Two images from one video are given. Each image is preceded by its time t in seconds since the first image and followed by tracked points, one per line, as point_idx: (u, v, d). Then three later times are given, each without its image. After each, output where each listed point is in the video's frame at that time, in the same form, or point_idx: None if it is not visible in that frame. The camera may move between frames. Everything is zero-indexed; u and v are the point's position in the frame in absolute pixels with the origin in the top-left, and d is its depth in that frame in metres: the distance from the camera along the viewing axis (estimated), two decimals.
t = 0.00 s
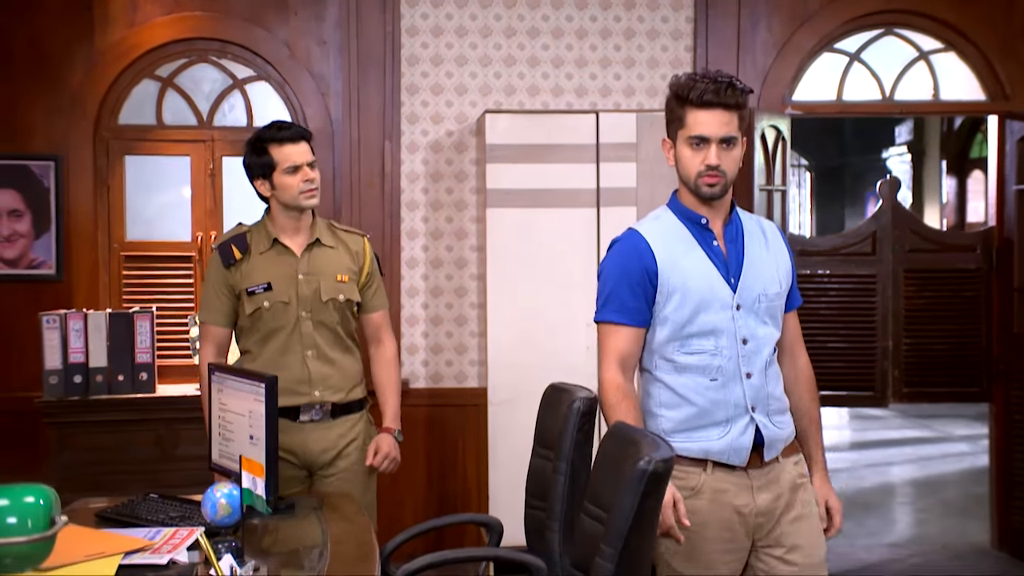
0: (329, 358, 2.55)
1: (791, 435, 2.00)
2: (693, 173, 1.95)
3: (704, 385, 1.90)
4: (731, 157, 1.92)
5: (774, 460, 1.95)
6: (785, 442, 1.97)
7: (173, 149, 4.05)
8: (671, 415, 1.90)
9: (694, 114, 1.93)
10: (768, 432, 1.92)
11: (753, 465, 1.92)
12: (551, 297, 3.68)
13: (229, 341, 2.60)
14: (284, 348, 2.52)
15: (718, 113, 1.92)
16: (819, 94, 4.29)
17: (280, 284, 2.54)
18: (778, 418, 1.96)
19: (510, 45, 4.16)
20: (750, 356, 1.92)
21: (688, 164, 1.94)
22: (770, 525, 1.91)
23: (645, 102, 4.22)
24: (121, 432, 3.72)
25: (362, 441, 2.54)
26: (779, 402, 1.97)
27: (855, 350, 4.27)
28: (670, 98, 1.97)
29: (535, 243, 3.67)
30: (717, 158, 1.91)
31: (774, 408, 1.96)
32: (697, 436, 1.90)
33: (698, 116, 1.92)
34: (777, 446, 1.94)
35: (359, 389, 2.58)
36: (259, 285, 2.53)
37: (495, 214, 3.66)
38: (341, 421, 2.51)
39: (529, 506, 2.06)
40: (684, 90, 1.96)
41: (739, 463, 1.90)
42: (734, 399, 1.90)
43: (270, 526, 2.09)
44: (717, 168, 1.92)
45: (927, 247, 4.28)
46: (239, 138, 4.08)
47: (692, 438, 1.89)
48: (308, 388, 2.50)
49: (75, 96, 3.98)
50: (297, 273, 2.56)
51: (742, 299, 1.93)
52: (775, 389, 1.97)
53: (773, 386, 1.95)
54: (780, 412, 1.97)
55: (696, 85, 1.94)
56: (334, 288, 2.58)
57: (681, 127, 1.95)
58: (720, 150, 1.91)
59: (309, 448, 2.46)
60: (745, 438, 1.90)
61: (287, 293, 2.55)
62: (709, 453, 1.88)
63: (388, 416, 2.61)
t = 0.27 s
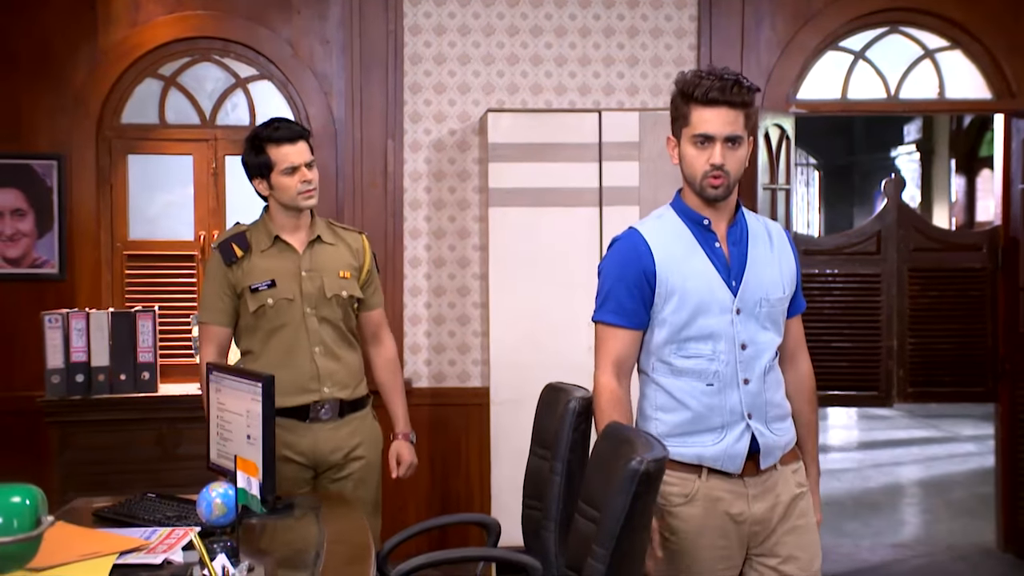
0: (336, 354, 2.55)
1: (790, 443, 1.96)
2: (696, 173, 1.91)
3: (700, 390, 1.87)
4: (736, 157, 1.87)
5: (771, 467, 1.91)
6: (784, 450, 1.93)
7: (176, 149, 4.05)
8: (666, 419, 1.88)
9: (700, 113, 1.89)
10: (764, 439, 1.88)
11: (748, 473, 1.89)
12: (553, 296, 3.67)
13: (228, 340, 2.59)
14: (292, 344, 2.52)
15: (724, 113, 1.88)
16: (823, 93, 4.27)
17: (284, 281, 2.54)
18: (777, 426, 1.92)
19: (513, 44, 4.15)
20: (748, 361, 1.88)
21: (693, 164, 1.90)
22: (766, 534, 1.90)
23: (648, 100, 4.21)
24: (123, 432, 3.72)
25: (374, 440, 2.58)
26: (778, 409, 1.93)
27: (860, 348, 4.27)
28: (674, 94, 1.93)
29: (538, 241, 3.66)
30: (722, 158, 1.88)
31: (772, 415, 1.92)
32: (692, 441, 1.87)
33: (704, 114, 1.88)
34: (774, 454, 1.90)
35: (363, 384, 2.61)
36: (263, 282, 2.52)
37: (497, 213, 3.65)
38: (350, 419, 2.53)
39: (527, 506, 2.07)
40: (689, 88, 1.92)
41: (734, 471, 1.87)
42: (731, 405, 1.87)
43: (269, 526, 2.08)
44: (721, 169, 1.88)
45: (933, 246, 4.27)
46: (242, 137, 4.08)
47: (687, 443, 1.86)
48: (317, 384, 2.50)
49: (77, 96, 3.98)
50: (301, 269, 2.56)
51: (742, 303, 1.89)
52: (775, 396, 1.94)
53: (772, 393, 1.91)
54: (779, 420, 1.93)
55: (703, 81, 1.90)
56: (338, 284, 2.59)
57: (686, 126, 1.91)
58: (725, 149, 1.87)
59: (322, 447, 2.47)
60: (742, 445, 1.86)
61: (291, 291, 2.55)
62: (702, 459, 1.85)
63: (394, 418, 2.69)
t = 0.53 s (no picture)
0: (348, 351, 2.64)
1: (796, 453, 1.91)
2: (707, 174, 1.86)
3: (700, 396, 1.83)
4: (748, 158, 1.83)
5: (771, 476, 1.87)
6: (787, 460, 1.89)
7: (176, 148, 4.05)
8: (666, 423, 1.85)
9: (712, 112, 1.84)
10: (764, 450, 1.84)
11: (747, 482, 1.85)
12: (553, 296, 3.66)
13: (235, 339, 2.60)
14: (309, 343, 2.58)
15: (736, 112, 1.84)
16: (825, 93, 4.26)
17: (301, 279, 2.59)
18: (781, 436, 1.88)
19: (514, 43, 4.14)
20: (751, 369, 1.84)
21: (704, 165, 1.86)
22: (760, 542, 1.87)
23: (649, 100, 4.21)
24: (123, 432, 3.72)
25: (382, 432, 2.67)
26: (784, 418, 1.89)
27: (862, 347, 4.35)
28: (686, 93, 1.89)
29: (538, 241, 3.65)
30: (734, 159, 1.83)
31: (776, 426, 1.87)
32: (691, 447, 1.84)
33: (715, 114, 1.84)
34: (776, 464, 1.86)
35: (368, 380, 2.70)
36: (282, 281, 2.57)
37: (498, 213, 3.65)
38: (360, 415, 2.63)
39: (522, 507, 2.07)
40: (700, 86, 1.87)
41: (733, 479, 1.84)
42: (730, 413, 1.83)
43: (263, 526, 2.08)
44: (733, 171, 1.84)
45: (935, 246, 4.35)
46: (242, 137, 4.08)
47: (686, 449, 1.84)
48: (333, 382, 2.58)
49: (78, 95, 3.98)
50: (317, 267, 2.63)
51: (748, 309, 1.84)
52: (780, 405, 1.89)
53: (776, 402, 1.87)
54: (784, 430, 1.89)
55: (714, 80, 1.85)
56: (350, 281, 2.68)
57: (697, 126, 1.87)
58: (738, 150, 1.83)
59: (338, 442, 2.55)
60: (740, 454, 1.82)
61: (308, 289, 2.60)
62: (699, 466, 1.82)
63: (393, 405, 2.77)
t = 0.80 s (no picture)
0: (362, 354, 2.70)
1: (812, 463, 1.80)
2: (724, 169, 1.80)
3: (699, 393, 1.79)
4: (766, 154, 1.77)
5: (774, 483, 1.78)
6: (796, 469, 1.79)
7: (177, 149, 4.07)
8: (669, 420, 1.81)
9: (730, 106, 1.79)
10: (765, 453, 1.76)
11: (746, 487, 1.77)
12: (551, 296, 3.68)
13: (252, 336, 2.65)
14: (323, 344, 2.63)
15: (755, 107, 1.78)
16: (823, 93, 4.29)
17: (319, 280, 2.65)
18: (791, 442, 1.79)
19: (512, 45, 4.16)
20: (756, 368, 1.78)
21: (721, 160, 1.80)
22: (760, 552, 1.77)
23: (648, 101, 4.22)
24: (123, 431, 3.74)
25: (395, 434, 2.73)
26: (796, 424, 1.79)
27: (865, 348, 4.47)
28: (703, 87, 1.84)
29: (536, 242, 3.67)
30: (751, 154, 1.77)
31: (784, 431, 1.78)
32: (691, 445, 1.79)
33: (732, 108, 1.79)
34: (777, 470, 1.77)
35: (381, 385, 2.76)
36: (299, 282, 2.62)
37: (496, 214, 3.67)
38: (373, 417, 2.68)
39: (516, 506, 2.10)
40: (718, 80, 1.82)
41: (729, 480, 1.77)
42: (729, 413, 1.77)
43: (258, 524, 2.10)
44: (752, 166, 1.77)
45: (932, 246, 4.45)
46: (242, 137, 4.10)
47: (684, 447, 1.79)
48: (346, 384, 2.64)
49: (79, 96, 4.00)
50: (336, 269, 2.68)
51: (754, 306, 1.78)
52: (790, 410, 1.79)
53: (783, 405, 1.78)
54: (794, 438, 1.79)
55: (732, 74, 1.80)
56: (368, 285, 2.73)
57: (715, 120, 1.81)
58: (755, 145, 1.77)
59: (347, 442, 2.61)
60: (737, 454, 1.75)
61: (325, 290, 2.65)
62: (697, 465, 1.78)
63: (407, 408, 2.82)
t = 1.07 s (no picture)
0: (385, 361, 2.85)
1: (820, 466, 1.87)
2: (741, 165, 1.86)
3: (707, 392, 1.87)
4: (783, 149, 1.83)
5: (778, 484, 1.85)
6: (801, 472, 1.86)
7: (174, 150, 4.08)
8: (677, 419, 1.91)
9: (747, 102, 1.85)
10: (769, 454, 1.83)
11: (750, 490, 1.85)
12: (546, 296, 3.70)
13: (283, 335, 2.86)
14: (345, 346, 2.81)
15: (772, 103, 1.84)
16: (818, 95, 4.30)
17: (344, 284, 2.83)
18: (797, 444, 1.85)
19: (508, 46, 4.18)
20: (764, 368, 1.84)
21: (737, 156, 1.86)
22: (761, 557, 1.85)
23: (643, 102, 4.23)
24: (119, 431, 3.76)
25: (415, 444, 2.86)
26: (802, 425, 1.85)
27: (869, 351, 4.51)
28: (720, 83, 1.91)
29: (531, 242, 3.69)
30: (768, 150, 1.83)
31: (791, 432, 1.85)
32: (697, 444, 1.88)
33: (749, 104, 1.85)
34: (781, 473, 1.84)
35: (408, 395, 2.89)
36: (323, 284, 2.81)
37: (491, 215, 3.68)
38: (396, 426, 2.83)
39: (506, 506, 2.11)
40: (734, 76, 1.89)
41: (734, 482, 1.84)
42: (734, 412, 1.85)
43: (251, 523, 2.13)
44: (770, 163, 1.84)
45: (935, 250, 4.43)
46: (239, 138, 4.11)
47: (690, 446, 1.88)
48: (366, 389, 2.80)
49: (76, 97, 4.02)
50: (362, 274, 2.85)
51: (765, 305, 1.85)
52: (798, 412, 1.85)
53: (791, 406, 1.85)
54: (803, 438, 1.86)
55: (749, 69, 1.86)
56: (395, 292, 2.88)
57: (732, 116, 1.87)
58: (771, 141, 1.83)
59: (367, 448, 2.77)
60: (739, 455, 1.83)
61: (350, 294, 2.83)
62: (701, 466, 1.86)
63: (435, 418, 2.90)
